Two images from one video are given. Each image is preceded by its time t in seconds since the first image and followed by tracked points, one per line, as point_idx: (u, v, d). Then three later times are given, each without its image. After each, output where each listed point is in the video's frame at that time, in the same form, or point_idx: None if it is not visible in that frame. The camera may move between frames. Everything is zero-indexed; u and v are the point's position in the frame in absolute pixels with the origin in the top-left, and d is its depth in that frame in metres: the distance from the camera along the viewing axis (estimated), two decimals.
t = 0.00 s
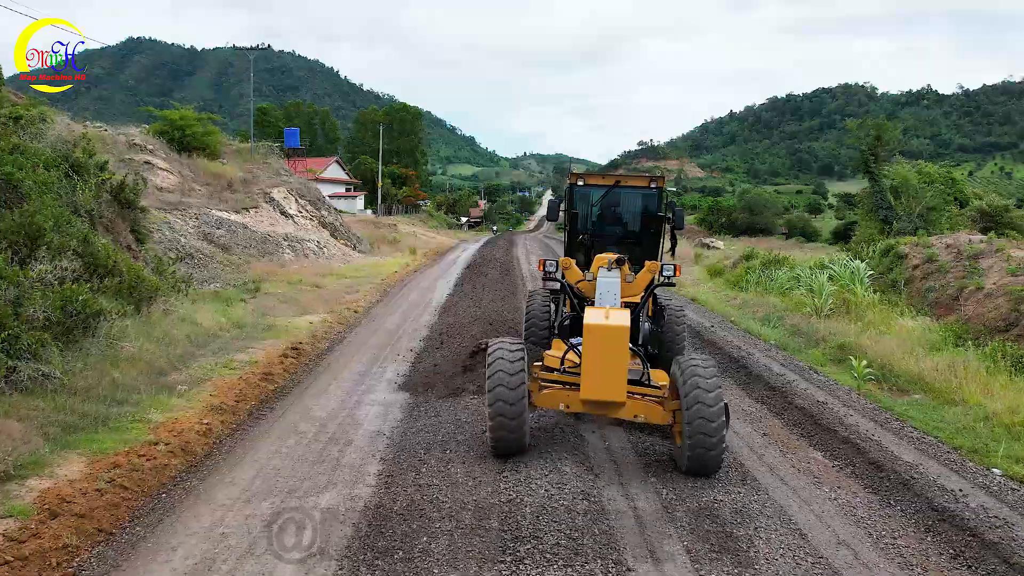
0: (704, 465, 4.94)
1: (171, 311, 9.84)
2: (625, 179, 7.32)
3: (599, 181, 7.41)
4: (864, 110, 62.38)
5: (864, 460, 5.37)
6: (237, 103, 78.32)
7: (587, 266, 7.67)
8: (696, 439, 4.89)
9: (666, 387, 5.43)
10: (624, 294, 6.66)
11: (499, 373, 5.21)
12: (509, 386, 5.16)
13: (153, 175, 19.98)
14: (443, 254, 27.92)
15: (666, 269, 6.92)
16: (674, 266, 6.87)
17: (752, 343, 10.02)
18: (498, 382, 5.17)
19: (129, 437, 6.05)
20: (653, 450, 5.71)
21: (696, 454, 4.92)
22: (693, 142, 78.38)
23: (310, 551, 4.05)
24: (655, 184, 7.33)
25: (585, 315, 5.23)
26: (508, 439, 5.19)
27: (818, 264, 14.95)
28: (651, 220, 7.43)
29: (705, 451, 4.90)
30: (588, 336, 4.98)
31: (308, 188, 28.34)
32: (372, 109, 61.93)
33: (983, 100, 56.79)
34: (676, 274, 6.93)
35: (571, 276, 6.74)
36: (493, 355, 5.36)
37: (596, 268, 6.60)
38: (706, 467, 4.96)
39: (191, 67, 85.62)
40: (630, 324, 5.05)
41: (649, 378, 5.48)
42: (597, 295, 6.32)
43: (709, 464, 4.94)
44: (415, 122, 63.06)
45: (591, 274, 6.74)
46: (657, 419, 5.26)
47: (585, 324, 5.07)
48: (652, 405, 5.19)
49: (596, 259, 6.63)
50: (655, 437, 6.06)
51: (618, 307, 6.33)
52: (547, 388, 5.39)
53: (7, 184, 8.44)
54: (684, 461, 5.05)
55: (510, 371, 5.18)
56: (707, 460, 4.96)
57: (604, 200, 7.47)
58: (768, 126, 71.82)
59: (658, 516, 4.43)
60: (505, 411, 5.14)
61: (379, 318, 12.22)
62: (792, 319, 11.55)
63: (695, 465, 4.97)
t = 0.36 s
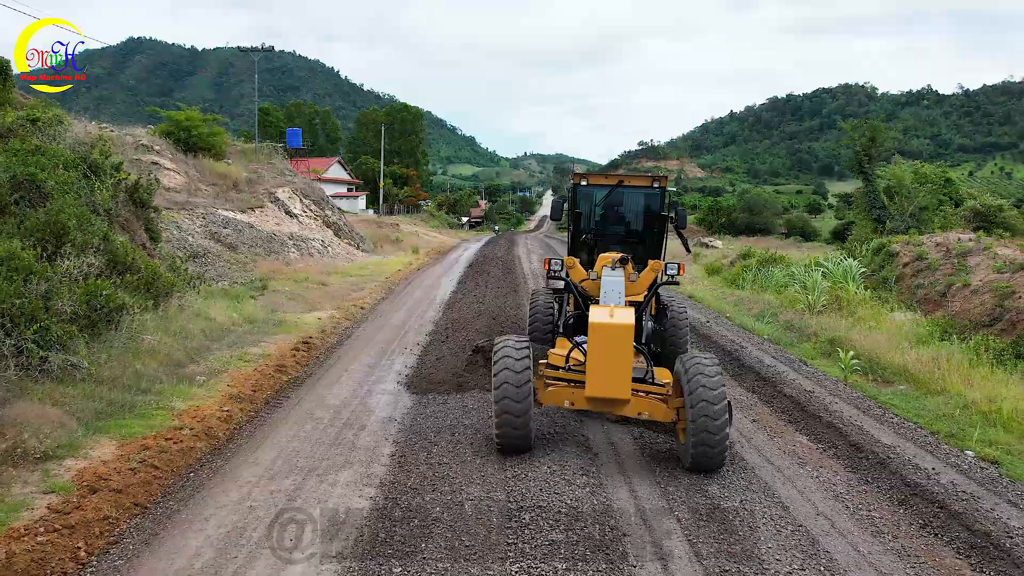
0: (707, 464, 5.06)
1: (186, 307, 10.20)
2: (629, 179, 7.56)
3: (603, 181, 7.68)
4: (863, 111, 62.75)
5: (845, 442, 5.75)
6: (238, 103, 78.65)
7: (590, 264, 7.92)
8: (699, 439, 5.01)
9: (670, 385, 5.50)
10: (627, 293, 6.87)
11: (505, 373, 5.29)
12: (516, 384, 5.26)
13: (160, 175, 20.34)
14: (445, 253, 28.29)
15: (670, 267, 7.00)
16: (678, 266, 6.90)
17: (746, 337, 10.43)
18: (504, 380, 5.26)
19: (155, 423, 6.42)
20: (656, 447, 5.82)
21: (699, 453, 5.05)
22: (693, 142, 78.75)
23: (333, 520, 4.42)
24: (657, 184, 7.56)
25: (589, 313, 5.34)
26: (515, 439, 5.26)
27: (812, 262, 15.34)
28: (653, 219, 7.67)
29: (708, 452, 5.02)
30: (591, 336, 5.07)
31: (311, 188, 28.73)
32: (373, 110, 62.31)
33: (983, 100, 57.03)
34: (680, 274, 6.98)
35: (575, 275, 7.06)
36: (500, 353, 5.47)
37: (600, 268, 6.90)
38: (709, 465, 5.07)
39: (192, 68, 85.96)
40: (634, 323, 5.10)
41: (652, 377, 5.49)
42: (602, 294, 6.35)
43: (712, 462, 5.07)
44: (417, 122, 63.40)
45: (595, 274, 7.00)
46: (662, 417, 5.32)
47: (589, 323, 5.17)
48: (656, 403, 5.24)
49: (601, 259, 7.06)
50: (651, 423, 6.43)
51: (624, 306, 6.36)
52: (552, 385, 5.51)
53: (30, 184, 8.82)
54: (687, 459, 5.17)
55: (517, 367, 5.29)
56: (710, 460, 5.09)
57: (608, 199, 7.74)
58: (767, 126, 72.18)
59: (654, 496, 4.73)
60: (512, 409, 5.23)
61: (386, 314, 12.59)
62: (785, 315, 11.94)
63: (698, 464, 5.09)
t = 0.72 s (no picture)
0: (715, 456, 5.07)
1: (201, 303, 10.54)
2: (635, 180, 7.49)
3: (610, 183, 7.60)
4: (863, 111, 63.15)
5: (834, 428, 6.11)
6: (239, 104, 78.98)
7: (597, 265, 7.83)
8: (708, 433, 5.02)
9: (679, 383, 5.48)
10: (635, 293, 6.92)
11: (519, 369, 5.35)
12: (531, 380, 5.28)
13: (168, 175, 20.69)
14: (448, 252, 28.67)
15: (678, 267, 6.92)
16: (687, 266, 6.82)
17: (743, 333, 10.80)
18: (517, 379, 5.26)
19: (182, 411, 6.78)
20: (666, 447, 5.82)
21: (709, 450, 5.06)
22: (693, 142, 79.15)
23: (357, 497, 4.77)
24: (664, 185, 7.47)
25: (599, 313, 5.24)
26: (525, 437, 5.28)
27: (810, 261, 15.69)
28: (660, 220, 7.56)
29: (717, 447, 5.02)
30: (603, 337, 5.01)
31: (316, 188, 29.11)
32: (374, 110, 62.69)
33: (983, 100, 57.26)
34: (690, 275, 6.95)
35: (582, 275, 6.97)
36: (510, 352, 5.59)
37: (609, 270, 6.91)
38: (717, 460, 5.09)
39: (194, 69, 86.06)
40: (645, 323, 5.04)
41: (661, 376, 5.54)
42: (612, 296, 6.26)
43: (721, 460, 5.08)
44: (418, 123, 63.74)
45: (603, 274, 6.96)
46: (670, 416, 5.29)
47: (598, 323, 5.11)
48: (664, 402, 5.21)
49: (610, 259, 7.10)
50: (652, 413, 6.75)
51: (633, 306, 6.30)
52: (562, 385, 5.38)
53: (54, 185, 9.15)
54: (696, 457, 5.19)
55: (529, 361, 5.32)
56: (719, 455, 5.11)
57: (614, 201, 7.63)
58: (767, 126, 72.56)
59: (655, 477, 5.08)
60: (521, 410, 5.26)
61: (393, 311, 12.94)
62: (782, 312, 12.29)
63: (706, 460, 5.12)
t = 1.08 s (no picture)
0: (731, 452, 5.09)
1: (218, 300, 10.85)
2: (646, 181, 7.56)
3: (621, 184, 7.66)
4: (863, 112, 63.48)
5: (830, 417, 6.44)
6: (241, 104, 79.26)
7: (608, 266, 7.87)
8: (724, 429, 5.06)
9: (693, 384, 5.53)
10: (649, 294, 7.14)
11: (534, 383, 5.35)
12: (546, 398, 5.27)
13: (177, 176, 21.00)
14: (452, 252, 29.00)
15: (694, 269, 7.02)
16: (702, 267, 6.86)
17: (743, 329, 11.13)
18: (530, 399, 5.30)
19: (209, 402, 7.12)
20: (678, 445, 5.84)
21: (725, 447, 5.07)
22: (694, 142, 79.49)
23: (381, 479, 5.10)
24: (674, 185, 7.51)
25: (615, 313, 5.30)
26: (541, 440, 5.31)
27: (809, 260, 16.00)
28: (670, 220, 7.59)
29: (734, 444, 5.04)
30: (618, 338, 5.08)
31: (321, 189, 29.43)
32: (376, 111, 63.01)
33: (982, 101, 57.61)
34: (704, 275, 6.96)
35: (595, 275, 7.11)
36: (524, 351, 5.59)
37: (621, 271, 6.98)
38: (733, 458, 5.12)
39: (196, 69, 86.33)
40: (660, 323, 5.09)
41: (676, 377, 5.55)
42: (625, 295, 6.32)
43: (736, 460, 5.11)
44: (420, 123, 64.03)
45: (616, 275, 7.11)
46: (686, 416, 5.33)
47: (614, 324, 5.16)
48: (680, 402, 5.25)
49: (622, 259, 7.18)
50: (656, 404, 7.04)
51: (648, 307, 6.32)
52: (577, 385, 5.51)
53: (77, 186, 9.47)
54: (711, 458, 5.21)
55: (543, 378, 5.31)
56: (735, 455, 5.14)
57: (624, 201, 7.68)
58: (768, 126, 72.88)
59: (661, 460, 5.46)
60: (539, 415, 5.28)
61: (401, 309, 13.25)
62: (781, 309, 12.61)
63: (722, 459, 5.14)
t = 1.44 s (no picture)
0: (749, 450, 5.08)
1: (232, 298, 11.14)
2: (659, 181, 7.35)
3: (633, 184, 7.44)
4: (863, 112, 63.79)
5: (828, 408, 6.76)
6: (243, 105, 79.55)
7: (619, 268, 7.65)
8: (741, 427, 5.06)
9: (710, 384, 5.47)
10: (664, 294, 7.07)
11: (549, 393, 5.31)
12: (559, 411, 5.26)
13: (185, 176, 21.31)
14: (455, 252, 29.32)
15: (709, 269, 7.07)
16: (719, 268, 6.90)
17: (745, 326, 11.47)
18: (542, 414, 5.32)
19: (232, 393, 7.43)
20: (695, 446, 5.82)
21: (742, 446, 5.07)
22: (694, 142, 79.79)
23: (403, 464, 5.41)
24: (687, 187, 7.36)
25: (631, 314, 5.24)
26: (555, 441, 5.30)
27: (809, 259, 16.29)
28: (683, 222, 7.42)
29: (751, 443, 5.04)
30: (634, 338, 5.04)
31: (326, 189, 29.75)
32: (378, 112, 63.33)
33: (982, 101, 57.90)
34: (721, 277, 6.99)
35: (609, 276, 7.05)
36: (540, 353, 5.54)
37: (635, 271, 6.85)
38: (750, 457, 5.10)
39: (197, 70, 86.57)
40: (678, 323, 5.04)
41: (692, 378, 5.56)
42: (642, 295, 6.16)
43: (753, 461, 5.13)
44: (422, 124, 64.31)
45: (631, 275, 7.05)
46: (703, 417, 5.29)
47: (630, 324, 5.12)
48: (696, 403, 5.22)
49: (635, 260, 7.06)
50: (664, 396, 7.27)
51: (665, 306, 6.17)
52: (591, 386, 5.44)
53: (98, 187, 9.76)
54: (729, 458, 5.22)
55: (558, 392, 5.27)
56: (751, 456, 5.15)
57: (637, 202, 7.48)
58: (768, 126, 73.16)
59: (667, 445, 5.82)
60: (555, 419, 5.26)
61: (410, 307, 13.53)
62: (781, 307, 12.91)
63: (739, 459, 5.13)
